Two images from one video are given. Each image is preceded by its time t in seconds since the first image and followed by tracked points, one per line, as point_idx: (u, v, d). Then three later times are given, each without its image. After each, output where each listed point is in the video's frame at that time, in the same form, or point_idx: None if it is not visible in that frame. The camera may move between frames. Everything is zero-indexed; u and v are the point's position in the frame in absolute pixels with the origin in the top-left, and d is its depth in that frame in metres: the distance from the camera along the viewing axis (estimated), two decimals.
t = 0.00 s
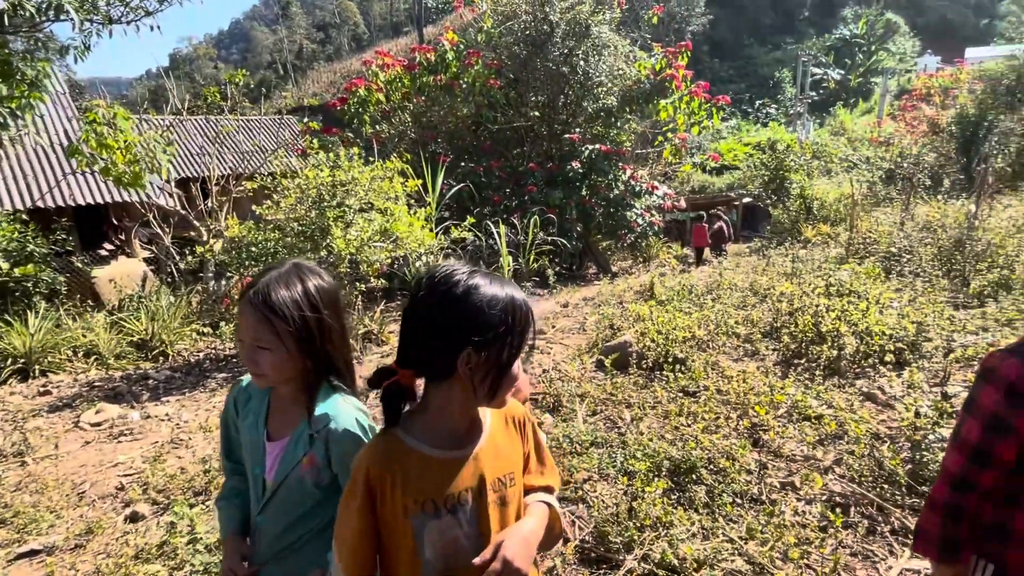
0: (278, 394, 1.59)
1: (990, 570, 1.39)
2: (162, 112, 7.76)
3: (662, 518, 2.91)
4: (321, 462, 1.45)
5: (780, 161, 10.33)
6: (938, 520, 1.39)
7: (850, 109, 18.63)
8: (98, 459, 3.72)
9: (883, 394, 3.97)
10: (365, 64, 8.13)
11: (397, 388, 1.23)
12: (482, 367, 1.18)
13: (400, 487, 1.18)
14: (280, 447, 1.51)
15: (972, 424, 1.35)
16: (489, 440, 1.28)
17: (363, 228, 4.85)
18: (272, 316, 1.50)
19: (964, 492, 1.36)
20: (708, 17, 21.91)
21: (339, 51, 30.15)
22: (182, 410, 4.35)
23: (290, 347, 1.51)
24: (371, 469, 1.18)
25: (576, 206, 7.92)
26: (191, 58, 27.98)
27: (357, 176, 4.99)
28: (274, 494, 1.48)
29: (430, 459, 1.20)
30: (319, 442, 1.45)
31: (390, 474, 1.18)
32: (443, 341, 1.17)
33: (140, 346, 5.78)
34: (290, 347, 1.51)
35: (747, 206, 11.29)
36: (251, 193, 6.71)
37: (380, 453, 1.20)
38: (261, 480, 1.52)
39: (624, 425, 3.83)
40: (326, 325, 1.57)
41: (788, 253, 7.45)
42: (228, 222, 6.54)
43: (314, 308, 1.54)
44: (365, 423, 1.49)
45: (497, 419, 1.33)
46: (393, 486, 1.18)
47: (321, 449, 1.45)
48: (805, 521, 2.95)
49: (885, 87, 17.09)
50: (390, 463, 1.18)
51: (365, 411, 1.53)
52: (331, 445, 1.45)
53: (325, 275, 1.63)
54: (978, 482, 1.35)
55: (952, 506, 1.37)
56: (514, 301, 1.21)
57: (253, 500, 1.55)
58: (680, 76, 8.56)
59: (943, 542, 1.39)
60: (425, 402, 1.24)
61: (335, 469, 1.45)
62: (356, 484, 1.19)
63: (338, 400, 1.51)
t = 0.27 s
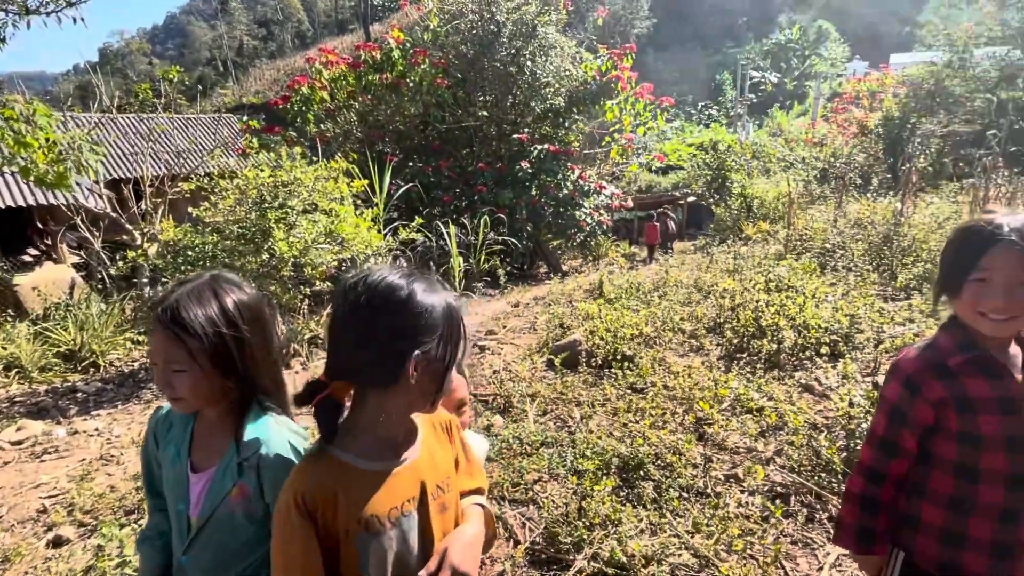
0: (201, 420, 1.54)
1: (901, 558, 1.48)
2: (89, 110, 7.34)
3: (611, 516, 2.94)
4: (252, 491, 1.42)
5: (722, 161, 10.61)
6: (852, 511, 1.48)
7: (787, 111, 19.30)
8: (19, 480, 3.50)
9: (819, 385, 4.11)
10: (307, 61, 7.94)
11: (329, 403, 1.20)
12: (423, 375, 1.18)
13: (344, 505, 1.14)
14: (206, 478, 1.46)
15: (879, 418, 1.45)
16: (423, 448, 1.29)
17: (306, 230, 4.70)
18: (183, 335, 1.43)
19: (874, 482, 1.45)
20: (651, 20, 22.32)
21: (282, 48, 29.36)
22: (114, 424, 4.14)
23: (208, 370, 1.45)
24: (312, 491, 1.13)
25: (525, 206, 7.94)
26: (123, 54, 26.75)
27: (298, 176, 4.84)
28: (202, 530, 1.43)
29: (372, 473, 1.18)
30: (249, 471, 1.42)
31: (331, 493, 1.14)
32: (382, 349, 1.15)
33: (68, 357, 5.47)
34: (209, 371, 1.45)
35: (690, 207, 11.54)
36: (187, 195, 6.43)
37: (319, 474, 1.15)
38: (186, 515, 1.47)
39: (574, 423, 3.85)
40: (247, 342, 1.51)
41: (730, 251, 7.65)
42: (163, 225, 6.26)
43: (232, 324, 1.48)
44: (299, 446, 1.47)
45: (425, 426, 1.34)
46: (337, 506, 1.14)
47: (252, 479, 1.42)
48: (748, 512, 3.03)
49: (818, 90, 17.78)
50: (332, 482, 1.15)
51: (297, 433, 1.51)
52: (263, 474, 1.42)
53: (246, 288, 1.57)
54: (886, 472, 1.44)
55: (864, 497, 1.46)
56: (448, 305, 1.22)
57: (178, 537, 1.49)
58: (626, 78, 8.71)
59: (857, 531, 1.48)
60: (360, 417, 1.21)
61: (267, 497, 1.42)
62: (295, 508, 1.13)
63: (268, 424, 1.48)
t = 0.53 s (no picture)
0: (119, 443, 1.47)
1: (833, 554, 1.52)
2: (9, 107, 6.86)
3: (560, 516, 2.94)
4: (181, 511, 1.36)
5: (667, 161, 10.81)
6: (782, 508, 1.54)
7: (728, 112, 19.84)
8: None
9: (760, 378, 4.23)
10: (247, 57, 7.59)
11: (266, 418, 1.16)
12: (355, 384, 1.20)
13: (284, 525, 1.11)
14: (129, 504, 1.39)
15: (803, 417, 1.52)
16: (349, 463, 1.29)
17: (247, 233, 4.50)
18: (82, 350, 1.34)
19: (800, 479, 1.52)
20: (597, 22, 22.54)
21: (221, 44, 28.35)
22: (37, 442, 3.89)
23: (117, 385, 1.38)
24: (249, 514, 1.09)
25: (475, 206, 7.91)
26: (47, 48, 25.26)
27: (237, 177, 4.69)
28: (129, 560, 1.36)
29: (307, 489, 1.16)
30: (177, 491, 1.36)
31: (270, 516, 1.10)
32: (318, 362, 1.15)
33: None
34: (119, 386, 1.38)
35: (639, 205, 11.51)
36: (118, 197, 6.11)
37: (253, 496, 1.11)
38: (110, 548, 1.40)
39: (524, 424, 3.84)
40: (159, 349, 1.43)
41: (676, 249, 7.79)
42: (90, 230, 5.94)
43: (141, 333, 1.41)
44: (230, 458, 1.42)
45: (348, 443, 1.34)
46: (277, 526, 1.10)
47: (180, 499, 1.36)
48: (693, 507, 3.09)
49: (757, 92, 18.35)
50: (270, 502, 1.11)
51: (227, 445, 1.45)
52: (192, 492, 1.36)
53: (154, 293, 1.49)
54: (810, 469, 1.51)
55: (791, 493, 1.52)
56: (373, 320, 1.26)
57: (103, 572, 1.41)
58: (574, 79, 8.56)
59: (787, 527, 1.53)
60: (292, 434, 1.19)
61: (198, 516, 1.36)
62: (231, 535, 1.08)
63: (194, 439, 1.42)
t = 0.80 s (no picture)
0: (24, 461, 1.39)
1: (770, 537, 1.58)
2: None
3: (511, 517, 2.94)
4: (98, 531, 1.31)
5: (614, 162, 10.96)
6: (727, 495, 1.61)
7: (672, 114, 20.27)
8: None
9: (704, 372, 4.33)
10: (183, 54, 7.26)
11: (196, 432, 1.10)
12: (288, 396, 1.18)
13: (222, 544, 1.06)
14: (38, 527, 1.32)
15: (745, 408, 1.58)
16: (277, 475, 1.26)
17: (183, 237, 4.29)
18: None
19: (743, 467, 1.58)
20: (544, 24, 22.61)
21: (155, 40, 27.04)
22: None
23: (23, 398, 1.30)
24: (184, 535, 1.03)
25: (424, 207, 7.85)
26: None
27: (173, 179, 4.50)
28: None
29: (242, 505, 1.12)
30: (93, 510, 1.31)
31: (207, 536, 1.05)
32: (250, 374, 1.11)
33: None
34: (26, 400, 1.31)
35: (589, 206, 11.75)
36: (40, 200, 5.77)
37: (186, 516, 1.05)
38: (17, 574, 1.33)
39: (475, 426, 3.83)
40: (71, 357, 1.36)
41: (624, 249, 7.91)
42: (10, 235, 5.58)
43: (49, 341, 1.32)
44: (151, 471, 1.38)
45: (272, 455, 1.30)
46: (215, 546, 1.05)
47: (96, 518, 1.31)
48: (642, 501, 3.13)
49: (698, 95, 18.81)
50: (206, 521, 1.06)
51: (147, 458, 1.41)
52: (110, 509, 1.32)
53: (65, 301, 1.41)
54: (752, 457, 1.57)
55: (734, 480, 1.58)
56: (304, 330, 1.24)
57: None
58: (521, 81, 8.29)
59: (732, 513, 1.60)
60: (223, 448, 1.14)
61: (116, 535, 1.31)
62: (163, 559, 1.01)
63: (112, 453, 1.37)
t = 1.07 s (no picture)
0: None
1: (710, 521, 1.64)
2: None
3: (465, 518, 2.95)
4: (7, 547, 1.36)
5: (565, 163, 11.07)
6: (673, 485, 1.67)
7: (620, 116, 20.59)
8: None
9: (653, 368, 4.44)
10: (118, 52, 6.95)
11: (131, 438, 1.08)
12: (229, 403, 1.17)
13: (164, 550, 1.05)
14: None
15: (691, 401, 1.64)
16: (219, 481, 1.25)
17: (120, 241, 4.11)
18: None
19: (688, 457, 1.64)
20: (494, 26, 22.62)
21: (89, 35, 25.72)
22: None
23: None
24: (124, 541, 1.00)
25: (376, 209, 7.74)
26: None
27: (108, 182, 4.37)
28: None
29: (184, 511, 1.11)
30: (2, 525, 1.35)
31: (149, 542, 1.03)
32: (188, 380, 1.09)
33: None
34: None
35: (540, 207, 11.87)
36: None
37: (126, 521, 1.03)
38: None
39: (428, 429, 3.82)
40: None
41: (575, 249, 8.00)
42: None
43: None
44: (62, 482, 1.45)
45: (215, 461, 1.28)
46: (159, 550, 1.04)
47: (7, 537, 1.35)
48: (593, 496, 3.19)
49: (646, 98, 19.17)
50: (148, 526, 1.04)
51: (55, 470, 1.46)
52: (20, 524, 1.37)
53: None
54: (696, 448, 1.62)
55: (680, 470, 1.64)
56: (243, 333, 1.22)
57: None
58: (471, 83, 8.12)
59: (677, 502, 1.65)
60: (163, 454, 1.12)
61: (25, 549, 1.38)
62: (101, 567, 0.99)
63: (18, 465, 1.40)
